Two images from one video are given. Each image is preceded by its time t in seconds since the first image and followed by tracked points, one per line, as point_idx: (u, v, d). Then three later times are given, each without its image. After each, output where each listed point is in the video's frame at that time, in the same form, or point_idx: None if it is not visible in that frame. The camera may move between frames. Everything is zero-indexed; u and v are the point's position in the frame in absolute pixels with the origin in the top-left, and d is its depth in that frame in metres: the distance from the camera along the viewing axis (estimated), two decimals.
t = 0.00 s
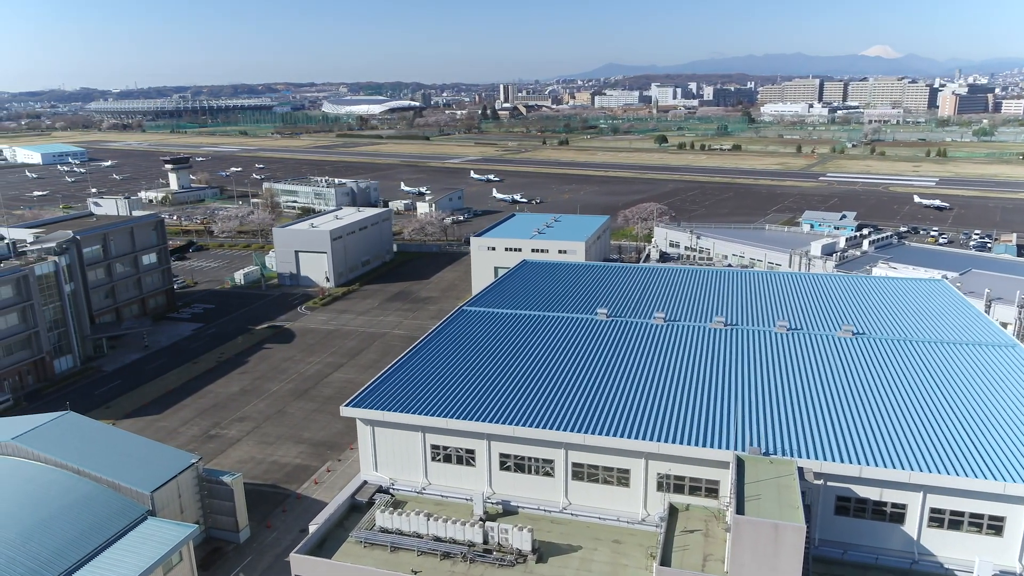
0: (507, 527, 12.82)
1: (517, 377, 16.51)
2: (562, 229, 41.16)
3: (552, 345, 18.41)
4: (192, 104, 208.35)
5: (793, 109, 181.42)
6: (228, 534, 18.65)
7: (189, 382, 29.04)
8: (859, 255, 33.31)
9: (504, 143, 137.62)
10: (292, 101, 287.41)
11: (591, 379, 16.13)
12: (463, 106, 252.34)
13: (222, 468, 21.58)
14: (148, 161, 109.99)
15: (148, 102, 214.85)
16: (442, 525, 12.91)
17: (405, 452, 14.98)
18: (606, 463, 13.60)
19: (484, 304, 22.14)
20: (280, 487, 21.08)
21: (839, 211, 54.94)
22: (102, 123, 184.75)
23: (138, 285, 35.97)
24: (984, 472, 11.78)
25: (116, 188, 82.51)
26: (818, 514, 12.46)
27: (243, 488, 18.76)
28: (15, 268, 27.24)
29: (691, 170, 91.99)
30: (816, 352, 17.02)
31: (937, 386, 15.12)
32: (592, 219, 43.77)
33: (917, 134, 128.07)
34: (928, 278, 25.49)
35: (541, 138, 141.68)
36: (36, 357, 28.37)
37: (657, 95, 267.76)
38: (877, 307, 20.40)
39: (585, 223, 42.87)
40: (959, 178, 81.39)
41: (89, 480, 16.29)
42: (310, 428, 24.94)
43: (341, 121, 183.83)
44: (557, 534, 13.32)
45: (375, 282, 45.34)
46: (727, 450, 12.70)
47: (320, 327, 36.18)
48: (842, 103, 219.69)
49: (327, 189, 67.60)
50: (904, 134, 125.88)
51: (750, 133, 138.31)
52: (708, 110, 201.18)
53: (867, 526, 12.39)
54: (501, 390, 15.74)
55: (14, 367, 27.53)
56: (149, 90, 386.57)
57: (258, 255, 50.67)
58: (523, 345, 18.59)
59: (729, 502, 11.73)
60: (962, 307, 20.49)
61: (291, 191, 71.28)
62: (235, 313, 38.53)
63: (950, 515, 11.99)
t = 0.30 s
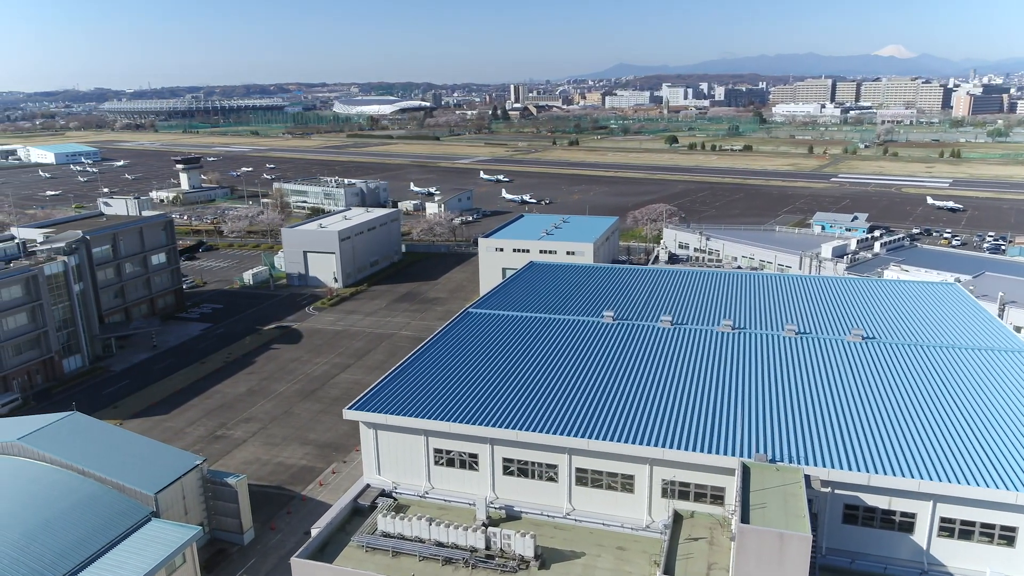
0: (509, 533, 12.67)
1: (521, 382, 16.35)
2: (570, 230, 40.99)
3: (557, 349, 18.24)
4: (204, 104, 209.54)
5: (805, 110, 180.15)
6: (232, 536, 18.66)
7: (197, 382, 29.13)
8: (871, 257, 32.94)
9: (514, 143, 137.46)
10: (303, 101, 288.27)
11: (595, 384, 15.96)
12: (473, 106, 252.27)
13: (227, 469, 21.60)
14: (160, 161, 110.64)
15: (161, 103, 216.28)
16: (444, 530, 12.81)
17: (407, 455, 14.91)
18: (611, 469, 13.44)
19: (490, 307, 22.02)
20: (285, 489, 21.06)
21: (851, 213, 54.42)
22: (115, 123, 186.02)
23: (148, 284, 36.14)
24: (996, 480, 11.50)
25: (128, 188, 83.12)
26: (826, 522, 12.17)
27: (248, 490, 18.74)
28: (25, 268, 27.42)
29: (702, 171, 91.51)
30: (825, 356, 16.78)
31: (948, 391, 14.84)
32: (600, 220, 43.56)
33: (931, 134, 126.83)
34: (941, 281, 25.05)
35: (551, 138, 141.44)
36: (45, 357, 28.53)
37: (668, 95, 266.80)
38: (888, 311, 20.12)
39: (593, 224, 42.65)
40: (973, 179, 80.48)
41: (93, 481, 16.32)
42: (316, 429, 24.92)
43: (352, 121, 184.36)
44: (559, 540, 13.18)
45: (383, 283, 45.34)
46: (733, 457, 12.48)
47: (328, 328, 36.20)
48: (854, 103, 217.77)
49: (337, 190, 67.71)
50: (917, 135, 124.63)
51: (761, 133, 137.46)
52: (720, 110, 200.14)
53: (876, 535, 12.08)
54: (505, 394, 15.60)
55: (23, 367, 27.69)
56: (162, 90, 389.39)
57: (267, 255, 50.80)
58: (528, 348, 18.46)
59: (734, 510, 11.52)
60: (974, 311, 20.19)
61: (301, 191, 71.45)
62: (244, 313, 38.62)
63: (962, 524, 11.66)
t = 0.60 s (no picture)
0: (512, 536, 12.59)
1: (525, 384, 16.25)
2: (578, 231, 40.82)
3: (562, 351, 18.14)
4: (216, 104, 210.86)
5: (817, 111, 178.85)
6: (237, 536, 18.71)
7: (204, 382, 29.26)
8: (881, 259, 32.62)
9: (523, 143, 137.34)
10: (314, 101, 289.31)
11: (600, 387, 15.84)
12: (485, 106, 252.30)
13: (233, 469, 21.64)
14: (172, 161, 111.39)
15: (174, 103, 217.84)
16: (447, 533, 12.76)
17: (411, 457, 14.88)
18: (615, 473, 13.32)
19: (496, 307, 22.00)
20: (291, 489, 21.09)
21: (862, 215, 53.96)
22: (128, 123, 187.34)
23: (157, 284, 36.33)
24: (1005, 488, 11.26)
25: (140, 187, 83.73)
26: (832, 528, 11.98)
27: (253, 490, 18.76)
28: (35, 267, 27.64)
29: (712, 171, 91.10)
30: (834, 360, 16.54)
31: (958, 396, 14.61)
32: (609, 221, 43.36)
33: (945, 135, 125.68)
34: (952, 283, 24.72)
35: (561, 139, 141.33)
36: (54, 355, 28.74)
37: (679, 96, 266.06)
38: (898, 314, 19.88)
39: (601, 225, 42.46)
40: (987, 180, 79.72)
41: (100, 480, 16.40)
42: (322, 429, 24.96)
43: (362, 121, 184.92)
44: (562, 543, 13.09)
45: (392, 283, 45.40)
46: (739, 462, 12.34)
47: (335, 328, 36.27)
48: (867, 103, 216.01)
49: (346, 190, 67.87)
50: (931, 136, 123.31)
51: (772, 134, 136.75)
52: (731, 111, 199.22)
53: (882, 541, 11.90)
54: (509, 397, 15.52)
55: (33, 366, 27.88)
56: (174, 91, 392.25)
57: (276, 255, 50.98)
58: (533, 350, 18.38)
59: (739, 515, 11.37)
60: (987, 314, 19.88)
61: (311, 191, 71.68)
62: (252, 313, 38.75)
63: (971, 532, 11.45)
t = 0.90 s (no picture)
0: (516, 536, 12.56)
1: (530, 385, 16.22)
2: (587, 232, 40.71)
3: (568, 352, 18.08)
4: (228, 104, 212.11)
5: (828, 111, 177.52)
6: (244, 534, 18.79)
7: (213, 380, 29.43)
8: (892, 260, 32.30)
9: (533, 143, 137.18)
10: (326, 102, 290.21)
11: (606, 388, 15.78)
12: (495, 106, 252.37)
13: (240, 468, 21.73)
14: (183, 161, 112.14)
15: (186, 103, 219.29)
16: (451, 533, 12.75)
17: (416, 457, 14.89)
18: (620, 474, 13.27)
19: (502, 307, 22.01)
20: (298, 488, 21.16)
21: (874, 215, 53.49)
22: (141, 123, 188.66)
23: (167, 283, 36.55)
24: (1014, 492, 11.10)
25: (151, 187, 84.31)
26: (838, 531, 11.86)
27: (259, 489, 18.84)
28: (46, 266, 27.87)
29: (722, 172, 90.69)
30: (842, 361, 16.41)
31: (968, 399, 14.42)
32: (617, 221, 43.23)
33: (958, 135, 124.51)
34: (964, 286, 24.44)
35: (571, 139, 141.16)
36: (65, 353, 28.98)
37: (689, 96, 265.18)
38: (907, 316, 19.70)
39: (610, 225, 42.33)
40: (1001, 181, 78.89)
41: (107, 478, 16.52)
42: (330, 428, 25.04)
43: (372, 121, 185.45)
44: (567, 544, 13.04)
45: (400, 283, 45.47)
46: (744, 463, 12.25)
47: (343, 328, 36.36)
48: (880, 104, 214.17)
49: (356, 189, 68.04)
50: (944, 136, 122.11)
51: (783, 134, 135.96)
52: (742, 111, 198.17)
53: (889, 545, 11.76)
54: (514, 397, 15.50)
55: (43, 363, 28.13)
56: (187, 91, 394.97)
57: (285, 254, 51.20)
58: (539, 350, 18.35)
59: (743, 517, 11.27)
60: (999, 316, 19.65)
61: (321, 191, 71.91)
62: (261, 312, 38.93)
63: (979, 537, 11.29)
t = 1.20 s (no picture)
0: (520, 535, 12.55)
1: (536, 384, 16.19)
2: (595, 232, 40.63)
3: (573, 352, 18.06)
4: (239, 104, 213.32)
5: (840, 111, 176.35)
6: (251, 532, 18.90)
7: (222, 378, 29.61)
8: (903, 261, 32.00)
9: (542, 143, 137.11)
10: (337, 102, 291.33)
11: (611, 388, 15.74)
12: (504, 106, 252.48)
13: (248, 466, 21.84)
14: (195, 160, 112.86)
15: (198, 103, 220.72)
16: (455, 532, 12.76)
17: (421, 455, 14.91)
18: (625, 474, 13.22)
19: (509, 306, 22.03)
20: (305, 486, 21.26)
21: (885, 216, 53.09)
22: (154, 123, 190.03)
23: (177, 281, 36.78)
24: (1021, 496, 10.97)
25: (163, 186, 84.95)
26: (844, 533, 11.76)
27: (266, 486, 18.95)
28: (58, 264, 28.14)
29: (732, 172, 90.31)
30: (849, 362, 16.30)
31: (977, 401, 14.27)
32: (626, 221, 43.11)
33: (971, 135, 123.40)
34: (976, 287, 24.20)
35: (581, 139, 141.01)
36: (76, 351, 29.25)
37: (700, 96, 264.35)
38: (916, 317, 19.52)
39: (619, 225, 42.21)
40: (1015, 181, 78.13)
41: (116, 475, 16.65)
42: (337, 427, 25.14)
43: (382, 121, 185.97)
44: (571, 544, 13.02)
45: (408, 283, 45.55)
46: (749, 464, 12.18)
47: (352, 327, 36.48)
48: (892, 104, 212.67)
49: (365, 189, 68.25)
50: (957, 137, 121.03)
51: (794, 134, 135.21)
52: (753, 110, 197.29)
53: (897, 547, 11.63)
54: (519, 397, 15.50)
55: (54, 361, 28.44)
56: (200, 91, 397.48)
57: (294, 254, 51.43)
58: (545, 350, 18.32)
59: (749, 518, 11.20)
60: (1010, 318, 19.44)
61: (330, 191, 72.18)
62: (270, 310, 39.13)
63: (987, 540, 11.15)
